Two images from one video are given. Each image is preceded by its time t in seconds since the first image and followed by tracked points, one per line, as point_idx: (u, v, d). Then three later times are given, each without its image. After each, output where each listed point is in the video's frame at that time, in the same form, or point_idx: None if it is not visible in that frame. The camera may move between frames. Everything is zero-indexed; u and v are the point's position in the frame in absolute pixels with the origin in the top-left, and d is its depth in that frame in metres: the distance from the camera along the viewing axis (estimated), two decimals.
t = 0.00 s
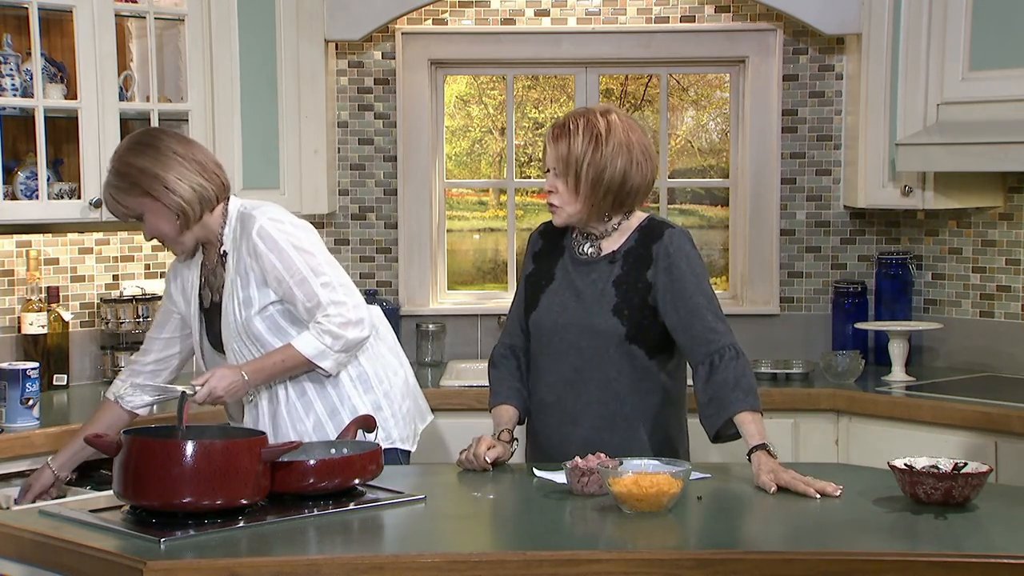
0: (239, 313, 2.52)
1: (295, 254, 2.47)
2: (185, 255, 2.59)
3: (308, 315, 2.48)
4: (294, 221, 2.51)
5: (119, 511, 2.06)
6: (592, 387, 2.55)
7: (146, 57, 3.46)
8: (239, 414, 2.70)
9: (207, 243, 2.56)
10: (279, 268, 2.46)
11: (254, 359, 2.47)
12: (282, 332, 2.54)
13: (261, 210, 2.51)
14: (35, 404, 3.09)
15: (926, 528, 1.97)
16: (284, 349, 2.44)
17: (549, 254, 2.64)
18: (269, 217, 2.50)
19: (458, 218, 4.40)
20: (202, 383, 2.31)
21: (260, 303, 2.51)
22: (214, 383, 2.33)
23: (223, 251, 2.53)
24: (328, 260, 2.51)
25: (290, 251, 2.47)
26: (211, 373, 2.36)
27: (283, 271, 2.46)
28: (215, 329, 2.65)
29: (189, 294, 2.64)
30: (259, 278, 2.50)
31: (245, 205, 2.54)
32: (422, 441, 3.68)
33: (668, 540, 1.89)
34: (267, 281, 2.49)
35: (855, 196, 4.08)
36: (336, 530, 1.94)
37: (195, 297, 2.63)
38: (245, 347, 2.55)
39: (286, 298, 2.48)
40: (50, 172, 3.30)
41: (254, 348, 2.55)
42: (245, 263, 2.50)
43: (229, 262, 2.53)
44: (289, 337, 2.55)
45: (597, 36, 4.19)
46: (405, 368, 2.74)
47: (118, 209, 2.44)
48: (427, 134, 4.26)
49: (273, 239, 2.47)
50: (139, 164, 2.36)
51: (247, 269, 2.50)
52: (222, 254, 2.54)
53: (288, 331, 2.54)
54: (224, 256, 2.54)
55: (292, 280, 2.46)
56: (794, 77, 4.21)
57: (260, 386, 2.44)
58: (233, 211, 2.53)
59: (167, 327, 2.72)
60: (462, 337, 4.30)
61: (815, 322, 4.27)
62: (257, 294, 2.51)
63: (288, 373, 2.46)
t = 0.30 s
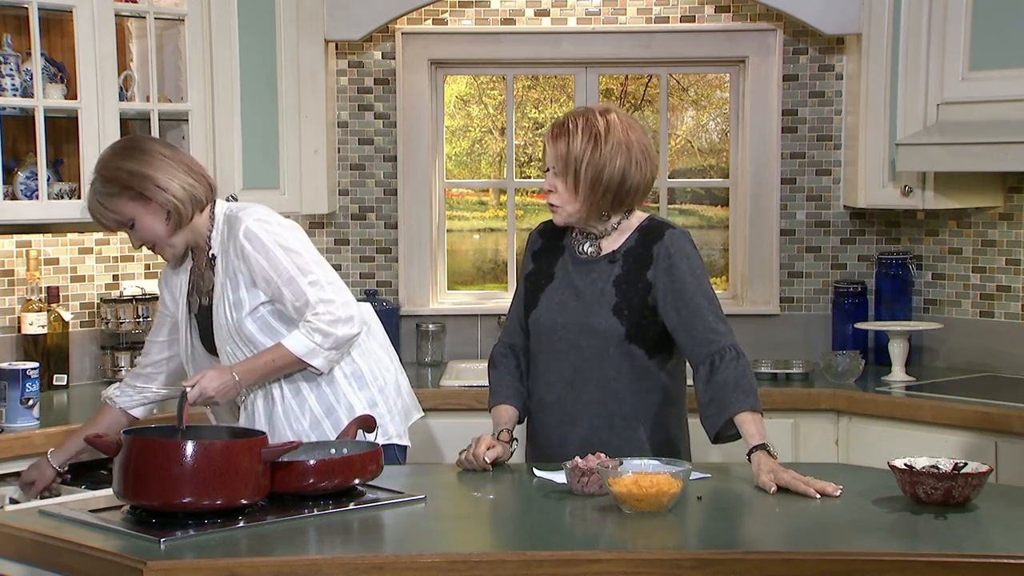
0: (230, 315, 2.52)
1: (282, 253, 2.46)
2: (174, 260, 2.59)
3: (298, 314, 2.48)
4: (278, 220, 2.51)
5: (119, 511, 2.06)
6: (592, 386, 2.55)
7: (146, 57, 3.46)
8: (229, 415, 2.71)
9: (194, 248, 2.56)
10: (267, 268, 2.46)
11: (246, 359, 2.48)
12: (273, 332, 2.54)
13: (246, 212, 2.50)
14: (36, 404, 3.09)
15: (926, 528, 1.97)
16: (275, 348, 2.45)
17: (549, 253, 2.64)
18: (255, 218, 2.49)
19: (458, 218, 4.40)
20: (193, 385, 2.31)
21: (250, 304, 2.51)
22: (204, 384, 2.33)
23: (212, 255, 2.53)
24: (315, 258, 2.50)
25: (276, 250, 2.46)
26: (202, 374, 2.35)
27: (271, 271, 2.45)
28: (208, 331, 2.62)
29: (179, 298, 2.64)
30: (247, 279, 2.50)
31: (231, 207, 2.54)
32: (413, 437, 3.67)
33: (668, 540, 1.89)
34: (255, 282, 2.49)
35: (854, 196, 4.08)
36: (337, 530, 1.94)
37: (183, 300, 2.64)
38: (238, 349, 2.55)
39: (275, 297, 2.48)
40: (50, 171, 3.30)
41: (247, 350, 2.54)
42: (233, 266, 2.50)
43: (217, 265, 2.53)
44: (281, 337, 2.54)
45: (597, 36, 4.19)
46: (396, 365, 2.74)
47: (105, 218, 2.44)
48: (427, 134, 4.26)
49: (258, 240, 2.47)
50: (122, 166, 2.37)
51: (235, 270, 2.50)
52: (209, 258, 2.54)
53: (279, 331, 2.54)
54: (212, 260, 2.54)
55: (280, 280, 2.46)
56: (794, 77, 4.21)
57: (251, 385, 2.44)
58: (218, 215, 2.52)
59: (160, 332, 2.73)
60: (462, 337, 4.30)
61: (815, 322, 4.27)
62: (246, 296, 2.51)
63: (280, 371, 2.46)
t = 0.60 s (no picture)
0: (228, 315, 2.52)
1: (278, 253, 2.46)
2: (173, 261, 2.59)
3: (295, 313, 2.47)
4: (275, 220, 2.50)
5: (119, 511, 2.06)
6: (602, 385, 2.55)
7: (146, 57, 3.46)
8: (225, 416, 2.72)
9: (189, 248, 2.56)
10: (264, 268, 2.46)
11: (242, 360, 2.47)
12: (270, 332, 2.54)
13: (243, 212, 2.50)
14: (36, 404, 3.09)
15: (926, 528, 1.97)
16: (271, 347, 2.44)
17: (560, 253, 2.64)
18: (252, 217, 2.49)
19: (458, 218, 4.40)
20: (191, 385, 2.30)
21: (248, 304, 2.51)
22: (201, 383, 2.33)
23: (211, 256, 2.53)
24: (312, 258, 2.50)
25: (272, 250, 2.46)
26: (199, 374, 2.35)
27: (268, 271, 2.45)
28: (205, 332, 2.65)
29: (175, 299, 2.64)
30: (245, 279, 2.50)
31: (226, 208, 2.54)
32: (410, 436, 3.67)
33: (668, 540, 1.89)
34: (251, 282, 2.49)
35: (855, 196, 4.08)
36: (337, 530, 1.94)
37: (180, 301, 2.63)
38: (236, 349, 2.55)
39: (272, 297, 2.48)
40: (50, 172, 3.30)
41: (245, 350, 2.55)
42: (229, 266, 2.50)
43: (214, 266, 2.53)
44: (279, 336, 2.54)
45: (597, 36, 4.19)
46: (394, 366, 2.74)
47: (101, 217, 2.40)
48: (427, 134, 4.26)
49: (254, 240, 2.47)
50: (128, 158, 2.37)
51: (232, 270, 2.50)
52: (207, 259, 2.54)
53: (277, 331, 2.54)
54: (210, 262, 2.54)
55: (277, 280, 2.45)
56: (794, 77, 4.20)
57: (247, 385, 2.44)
58: (216, 215, 2.53)
59: (156, 333, 2.72)
60: (463, 337, 4.30)
61: (815, 322, 4.27)
62: (244, 296, 2.51)
63: (276, 372, 2.46)
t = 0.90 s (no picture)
0: (229, 316, 2.52)
1: (279, 253, 2.46)
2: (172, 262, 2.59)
3: (296, 313, 2.47)
4: (275, 220, 2.51)
5: (119, 511, 2.06)
6: (620, 383, 2.56)
7: (146, 57, 3.46)
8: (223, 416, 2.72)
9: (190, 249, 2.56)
10: (265, 268, 2.46)
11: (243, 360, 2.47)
12: (271, 332, 2.53)
13: (243, 212, 2.50)
14: (36, 404, 3.09)
15: (926, 528, 1.97)
16: (272, 347, 2.44)
17: (577, 251, 2.63)
18: (253, 218, 2.49)
19: (458, 218, 4.39)
20: (191, 384, 2.30)
21: (249, 304, 2.51)
22: (202, 383, 2.33)
23: (211, 256, 2.53)
24: (313, 258, 2.50)
25: (272, 251, 2.46)
26: (199, 374, 2.35)
27: (268, 271, 2.45)
28: (206, 334, 2.64)
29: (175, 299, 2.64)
30: (246, 280, 2.50)
31: (228, 208, 2.54)
32: (410, 436, 3.67)
33: (669, 540, 1.89)
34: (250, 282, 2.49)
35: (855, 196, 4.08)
36: (337, 530, 1.94)
37: (179, 302, 2.63)
38: (237, 349, 2.55)
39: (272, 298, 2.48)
40: (50, 172, 3.30)
41: (247, 351, 2.55)
42: (229, 267, 2.50)
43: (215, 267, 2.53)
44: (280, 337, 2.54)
45: (596, 36, 4.19)
46: (394, 366, 2.74)
47: (101, 219, 2.40)
48: (427, 134, 4.26)
49: (255, 240, 2.47)
50: (129, 160, 2.37)
51: (233, 271, 2.50)
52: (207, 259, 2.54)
53: (277, 331, 2.54)
54: (210, 262, 2.54)
55: (278, 280, 2.45)
56: (794, 77, 4.21)
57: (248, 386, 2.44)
58: (217, 215, 2.53)
59: (152, 332, 2.73)
60: (463, 337, 4.30)
61: (815, 322, 4.28)
62: (244, 296, 2.51)
63: (277, 371, 2.46)
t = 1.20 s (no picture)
0: (230, 315, 2.52)
1: (280, 253, 2.46)
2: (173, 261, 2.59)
3: (297, 313, 2.47)
4: (276, 220, 2.51)
5: (119, 511, 2.06)
6: (639, 386, 2.56)
7: (146, 57, 3.46)
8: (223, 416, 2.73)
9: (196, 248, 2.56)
10: (265, 268, 2.46)
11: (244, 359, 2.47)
12: (272, 331, 2.53)
13: (244, 212, 2.50)
14: (36, 404, 3.09)
15: (925, 528, 1.97)
16: (273, 347, 2.44)
17: (592, 254, 2.63)
18: (254, 217, 2.49)
19: (458, 218, 4.39)
20: (191, 383, 2.29)
21: (250, 304, 2.51)
22: (203, 382, 2.32)
23: (211, 256, 2.53)
24: (314, 258, 2.50)
25: (273, 251, 2.46)
26: (200, 374, 2.34)
27: (269, 271, 2.45)
28: (207, 332, 2.65)
29: (177, 297, 2.64)
30: (247, 279, 2.50)
31: (229, 208, 2.53)
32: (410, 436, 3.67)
33: (669, 540, 1.89)
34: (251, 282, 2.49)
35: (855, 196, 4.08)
36: (336, 530, 1.94)
37: (182, 300, 2.64)
38: (238, 349, 2.55)
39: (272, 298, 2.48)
40: (50, 172, 3.30)
41: (248, 350, 2.55)
42: (230, 266, 2.50)
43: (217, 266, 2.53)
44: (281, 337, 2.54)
45: (596, 36, 4.19)
46: (395, 366, 2.74)
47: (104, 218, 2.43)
48: (427, 134, 4.26)
49: (256, 240, 2.47)
50: (130, 163, 2.37)
51: (234, 271, 2.50)
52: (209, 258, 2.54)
53: (278, 331, 2.54)
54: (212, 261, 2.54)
55: (279, 280, 2.45)
56: (794, 77, 4.21)
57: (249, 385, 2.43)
58: (217, 216, 2.53)
59: (157, 332, 2.74)
60: (463, 337, 4.30)
61: (815, 321, 4.28)
62: (246, 296, 2.51)
63: (278, 371, 2.46)
